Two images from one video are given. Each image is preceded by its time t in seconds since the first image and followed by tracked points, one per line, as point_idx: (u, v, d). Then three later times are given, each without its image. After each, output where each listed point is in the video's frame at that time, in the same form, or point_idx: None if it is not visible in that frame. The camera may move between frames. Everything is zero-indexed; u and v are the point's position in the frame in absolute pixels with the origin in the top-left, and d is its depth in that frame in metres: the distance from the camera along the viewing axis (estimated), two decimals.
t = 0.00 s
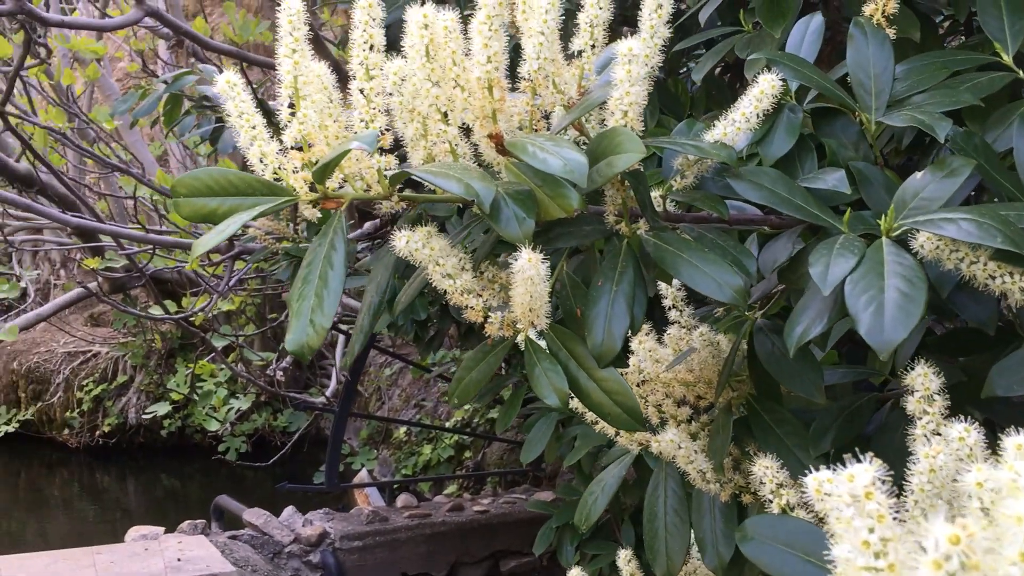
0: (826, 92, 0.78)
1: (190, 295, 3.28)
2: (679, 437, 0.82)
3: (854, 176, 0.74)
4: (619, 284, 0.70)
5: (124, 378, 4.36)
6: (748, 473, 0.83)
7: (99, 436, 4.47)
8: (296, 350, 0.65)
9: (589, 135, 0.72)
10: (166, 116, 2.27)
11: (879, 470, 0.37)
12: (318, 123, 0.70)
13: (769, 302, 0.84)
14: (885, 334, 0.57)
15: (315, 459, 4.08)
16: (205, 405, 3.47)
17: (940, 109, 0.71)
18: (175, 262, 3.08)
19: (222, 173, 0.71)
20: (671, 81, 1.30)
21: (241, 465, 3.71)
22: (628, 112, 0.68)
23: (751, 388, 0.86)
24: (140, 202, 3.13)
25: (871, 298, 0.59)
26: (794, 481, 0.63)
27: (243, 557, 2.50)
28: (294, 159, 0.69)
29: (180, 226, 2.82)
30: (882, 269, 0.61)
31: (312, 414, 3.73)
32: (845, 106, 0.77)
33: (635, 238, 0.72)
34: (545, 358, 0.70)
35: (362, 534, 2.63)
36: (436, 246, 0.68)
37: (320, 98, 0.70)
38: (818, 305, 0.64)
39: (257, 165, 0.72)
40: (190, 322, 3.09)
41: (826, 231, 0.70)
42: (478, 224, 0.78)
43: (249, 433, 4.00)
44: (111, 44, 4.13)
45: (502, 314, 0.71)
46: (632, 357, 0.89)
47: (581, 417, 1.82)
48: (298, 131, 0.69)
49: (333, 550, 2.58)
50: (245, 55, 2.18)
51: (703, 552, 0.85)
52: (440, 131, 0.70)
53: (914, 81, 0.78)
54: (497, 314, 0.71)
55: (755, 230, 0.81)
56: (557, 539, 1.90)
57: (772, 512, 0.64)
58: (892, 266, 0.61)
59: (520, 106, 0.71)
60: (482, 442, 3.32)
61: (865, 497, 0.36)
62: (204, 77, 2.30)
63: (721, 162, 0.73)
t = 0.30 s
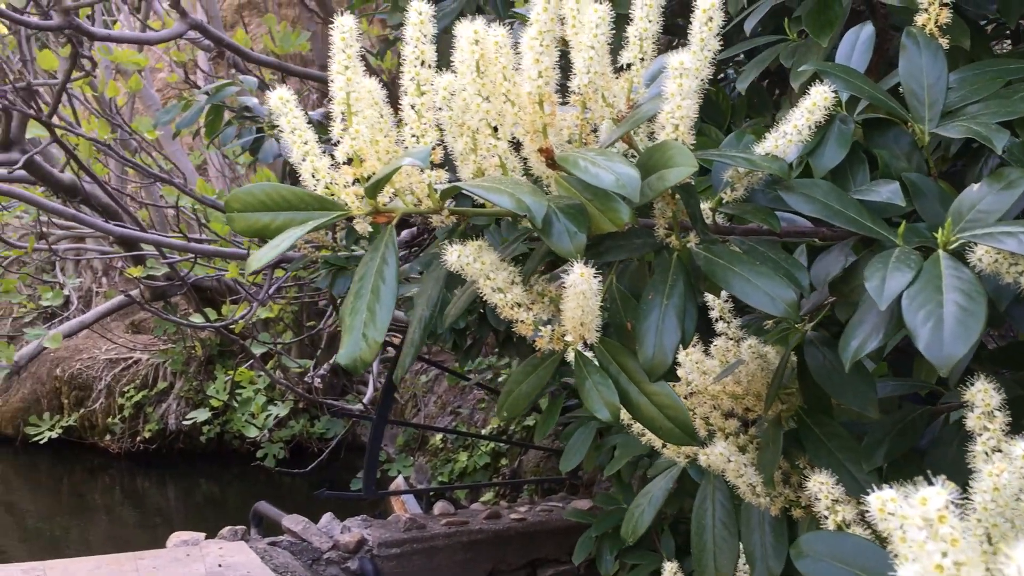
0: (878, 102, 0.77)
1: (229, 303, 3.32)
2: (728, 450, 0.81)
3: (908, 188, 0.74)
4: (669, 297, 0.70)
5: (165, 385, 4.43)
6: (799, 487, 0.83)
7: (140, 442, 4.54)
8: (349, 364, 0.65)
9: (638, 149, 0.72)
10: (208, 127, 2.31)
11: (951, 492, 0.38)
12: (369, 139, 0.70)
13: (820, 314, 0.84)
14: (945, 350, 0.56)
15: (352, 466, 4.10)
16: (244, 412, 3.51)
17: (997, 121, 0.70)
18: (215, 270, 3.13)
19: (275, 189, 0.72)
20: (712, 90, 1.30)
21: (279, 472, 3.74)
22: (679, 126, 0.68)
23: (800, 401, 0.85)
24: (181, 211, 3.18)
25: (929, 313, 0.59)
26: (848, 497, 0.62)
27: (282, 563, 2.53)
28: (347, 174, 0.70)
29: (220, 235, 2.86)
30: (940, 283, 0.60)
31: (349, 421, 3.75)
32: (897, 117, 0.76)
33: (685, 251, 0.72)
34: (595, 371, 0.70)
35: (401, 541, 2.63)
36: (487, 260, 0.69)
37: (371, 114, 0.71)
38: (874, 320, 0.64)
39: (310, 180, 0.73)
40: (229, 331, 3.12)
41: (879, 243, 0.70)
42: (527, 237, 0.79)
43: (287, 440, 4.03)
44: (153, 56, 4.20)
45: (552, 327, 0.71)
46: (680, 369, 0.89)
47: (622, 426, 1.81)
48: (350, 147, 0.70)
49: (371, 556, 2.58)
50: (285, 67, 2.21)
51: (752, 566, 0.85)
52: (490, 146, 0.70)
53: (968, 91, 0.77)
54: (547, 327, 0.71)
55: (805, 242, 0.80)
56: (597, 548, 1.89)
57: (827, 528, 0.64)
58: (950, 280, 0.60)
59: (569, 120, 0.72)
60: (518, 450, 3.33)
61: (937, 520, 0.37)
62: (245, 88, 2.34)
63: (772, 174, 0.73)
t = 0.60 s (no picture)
0: (930, 110, 0.76)
1: (267, 310, 3.36)
2: (777, 462, 0.81)
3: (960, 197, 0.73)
4: (719, 309, 0.69)
5: (204, 390, 4.48)
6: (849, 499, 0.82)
7: (179, 447, 4.60)
8: (401, 376, 0.66)
9: (686, 160, 0.72)
10: (247, 137, 2.34)
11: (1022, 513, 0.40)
12: (418, 153, 0.71)
13: (869, 325, 0.83)
14: (1003, 364, 0.55)
15: (388, 472, 4.13)
16: (282, 418, 3.54)
17: None
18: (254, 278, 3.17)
19: (325, 202, 0.73)
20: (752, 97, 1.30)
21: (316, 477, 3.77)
22: (729, 137, 0.68)
23: (849, 412, 0.85)
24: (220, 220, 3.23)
25: (987, 325, 0.58)
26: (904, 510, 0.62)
27: (321, 568, 2.55)
28: (397, 186, 0.70)
29: (260, 243, 2.90)
30: (996, 294, 0.59)
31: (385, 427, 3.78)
32: (949, 126, 0.75)
33: (734, 262, 0.72)
34: (644, 383, 0.70)
35: (438, 547, 2.64)
36: (536, 272, 0.69)
37: (420, 127, 0.71)
38: (929, 332, 0.63)
39: (360, 194, 0.74)
40: (268, 337, 3.16)
41: (932, 254, 0.69)
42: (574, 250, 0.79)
43: (323, 445, 4.07)
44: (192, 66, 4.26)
45: (600, 339, 0.71)
46: (727, 379, 0.89)
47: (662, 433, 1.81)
48: (400, 160, 0.71)
49: (409, 562, 2.60)
50: (324, 77, 2.23)
51: None
52: (538, 158, 0.70)
53: (1022, 98, 0.76)
54: (596, 339, 0.71)
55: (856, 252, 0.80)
56: (636, 556, 1.88)
57: (883, 543, 0.63)
58: (1008, 292, 0.59)
59: (617, 132, 0.71)
60: (554, 456, 3.33)
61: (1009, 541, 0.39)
62: (283, 98, 2.37)
63: (823, 184, 0.72)
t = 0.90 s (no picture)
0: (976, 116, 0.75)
1: (302, 315, 3.39)
2: (822, 472, 0.80)
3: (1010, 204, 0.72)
4: (763, 318, 0.69)
5: (239, 394, 4.52)
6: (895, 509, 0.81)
7: (215, 450, 4.65)
8: (445, 387, 0.66)
9: (730, 169, 0.71)
10: (282, 143, 2.35)
11: None
12: (460, 164, 0.71)
13: (915, 334, 0.82)
14: None
15: (421, 475, 4.15)
16: (317, 422, 3.57)
17: None
18: (288, 283, 3.19)
19: (369, 214, 0.73)
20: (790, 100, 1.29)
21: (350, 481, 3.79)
22: (773, 146, 0.67)
23: (895, 422, 0.84)
24: (255, 225, 3.26)
25: None
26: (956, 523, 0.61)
27: (355, 572, 2.57)
28: (440, 198, 0.71)
29: (295, 249, 2.92)
30: None
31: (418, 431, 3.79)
32: (996, 132, 0.74)
33: (779, 271, 0.71)
34: (688, 394, 0.69)
35: (472, 551, 2.65)
36: (580, 283, 0.68)
37: (462, 138, 0.71)
38: (980, 343, 0.62)
39: (402, 205, 0.74)
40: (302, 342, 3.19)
41: (982, 262, 0.68)
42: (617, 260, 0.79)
43: (357, 449, 4.09)
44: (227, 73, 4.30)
45: (643, 349, 0.71)
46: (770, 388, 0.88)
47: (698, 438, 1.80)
48: (443, 172, 0.71)
49: (444, 566, 2.61)
50: (358, 83, 2.24)
51: None
52: (581, 168, 0.70)
53: None
54: (639, 349, 0.71)
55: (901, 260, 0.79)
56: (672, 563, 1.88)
57: (934, 556, 0.62)
58: None
59: (660, 141, 0.71)
60: (588, 460, 3.32)
61: None
62: (318, 105, 2.38)
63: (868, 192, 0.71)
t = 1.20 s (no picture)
0: None
1: (337, 317, 3.41)
2: (869, 478, 0.80)
3: None
4: (810, 323, 0.68)
5: (275, 395, 4.56)
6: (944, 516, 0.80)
7: (252, 451, 4.70)
8: (489, 394, 0.66)
9: (774, 173, 0.71)
10: (317, 147, 2.37)
11: None
12: (503, 170, 0.71)
13: (965, 338, 0.81)
14: None
15: (455, 476, 4.16)
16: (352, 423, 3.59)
17: None
18: (324, 285, 3.22)
19: (411, 220, 0.74)
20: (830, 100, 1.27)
21: (385, 481, 3.82)
22: (819, 150, 0.67)
23: (943, 427, 0.83)
24: (291, 228, 3.28)
25: None
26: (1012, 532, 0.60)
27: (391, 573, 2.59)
28: (483, 204, 0.71)
29: (331, 252, 2.96)
30: None
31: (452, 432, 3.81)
32: None
33: (825, 275, 0.70)
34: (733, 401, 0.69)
35: (508, 553, 2.65)
36: (623, 288, 0.68)
37: (504, 144, 0.72)
38: None
39: (445, 211, 0.74)
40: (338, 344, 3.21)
41: None
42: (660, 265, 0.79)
43: (392, 450, 4.12)
44: (261, 77, 4.34)
45: (687, 355, 0.70)
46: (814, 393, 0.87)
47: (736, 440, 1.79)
48: (485, 178, 0.71)
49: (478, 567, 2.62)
50: (393, 87, 2.25)
51: None
52: (623, 173, 0.70)
53: None
54: (683, 354, 0.70)
55: (950, 263, 0.78)
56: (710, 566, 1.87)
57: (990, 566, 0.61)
58: None
59: (704, 145, 0.71)
60: (623, 462, 3.32)
61: None
62: (353, 108, 2.40)
63: (918, 196, 0.70)
